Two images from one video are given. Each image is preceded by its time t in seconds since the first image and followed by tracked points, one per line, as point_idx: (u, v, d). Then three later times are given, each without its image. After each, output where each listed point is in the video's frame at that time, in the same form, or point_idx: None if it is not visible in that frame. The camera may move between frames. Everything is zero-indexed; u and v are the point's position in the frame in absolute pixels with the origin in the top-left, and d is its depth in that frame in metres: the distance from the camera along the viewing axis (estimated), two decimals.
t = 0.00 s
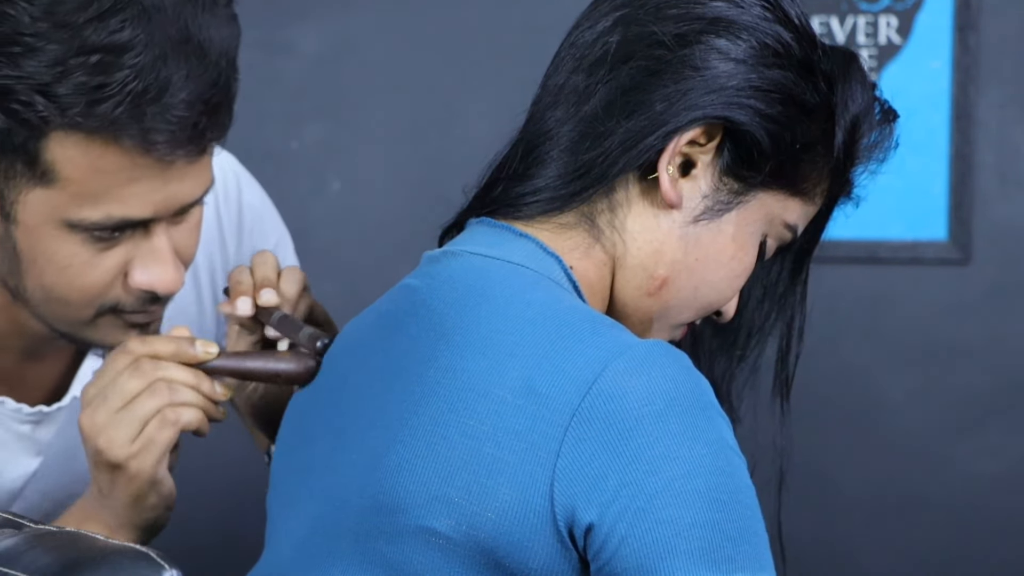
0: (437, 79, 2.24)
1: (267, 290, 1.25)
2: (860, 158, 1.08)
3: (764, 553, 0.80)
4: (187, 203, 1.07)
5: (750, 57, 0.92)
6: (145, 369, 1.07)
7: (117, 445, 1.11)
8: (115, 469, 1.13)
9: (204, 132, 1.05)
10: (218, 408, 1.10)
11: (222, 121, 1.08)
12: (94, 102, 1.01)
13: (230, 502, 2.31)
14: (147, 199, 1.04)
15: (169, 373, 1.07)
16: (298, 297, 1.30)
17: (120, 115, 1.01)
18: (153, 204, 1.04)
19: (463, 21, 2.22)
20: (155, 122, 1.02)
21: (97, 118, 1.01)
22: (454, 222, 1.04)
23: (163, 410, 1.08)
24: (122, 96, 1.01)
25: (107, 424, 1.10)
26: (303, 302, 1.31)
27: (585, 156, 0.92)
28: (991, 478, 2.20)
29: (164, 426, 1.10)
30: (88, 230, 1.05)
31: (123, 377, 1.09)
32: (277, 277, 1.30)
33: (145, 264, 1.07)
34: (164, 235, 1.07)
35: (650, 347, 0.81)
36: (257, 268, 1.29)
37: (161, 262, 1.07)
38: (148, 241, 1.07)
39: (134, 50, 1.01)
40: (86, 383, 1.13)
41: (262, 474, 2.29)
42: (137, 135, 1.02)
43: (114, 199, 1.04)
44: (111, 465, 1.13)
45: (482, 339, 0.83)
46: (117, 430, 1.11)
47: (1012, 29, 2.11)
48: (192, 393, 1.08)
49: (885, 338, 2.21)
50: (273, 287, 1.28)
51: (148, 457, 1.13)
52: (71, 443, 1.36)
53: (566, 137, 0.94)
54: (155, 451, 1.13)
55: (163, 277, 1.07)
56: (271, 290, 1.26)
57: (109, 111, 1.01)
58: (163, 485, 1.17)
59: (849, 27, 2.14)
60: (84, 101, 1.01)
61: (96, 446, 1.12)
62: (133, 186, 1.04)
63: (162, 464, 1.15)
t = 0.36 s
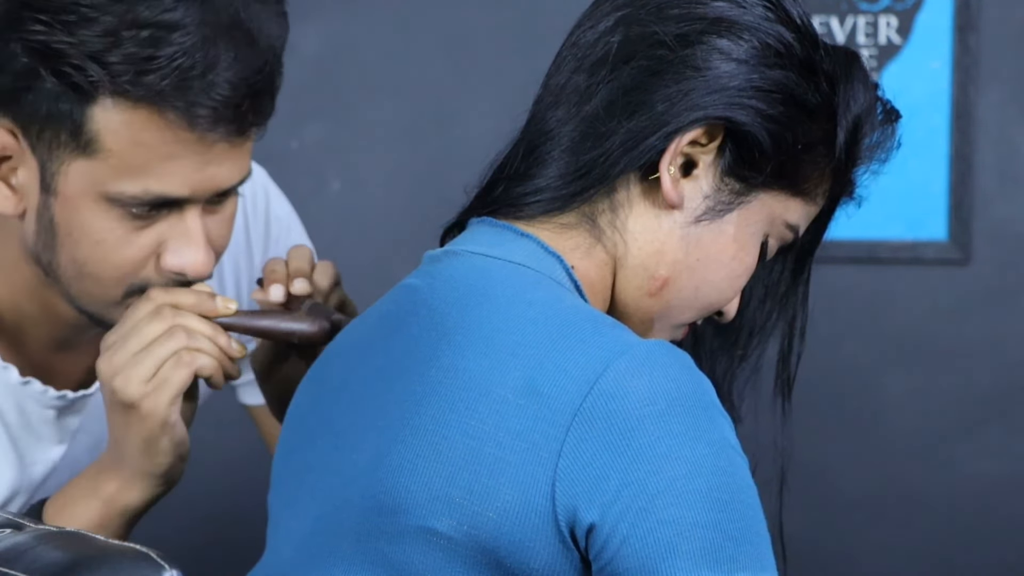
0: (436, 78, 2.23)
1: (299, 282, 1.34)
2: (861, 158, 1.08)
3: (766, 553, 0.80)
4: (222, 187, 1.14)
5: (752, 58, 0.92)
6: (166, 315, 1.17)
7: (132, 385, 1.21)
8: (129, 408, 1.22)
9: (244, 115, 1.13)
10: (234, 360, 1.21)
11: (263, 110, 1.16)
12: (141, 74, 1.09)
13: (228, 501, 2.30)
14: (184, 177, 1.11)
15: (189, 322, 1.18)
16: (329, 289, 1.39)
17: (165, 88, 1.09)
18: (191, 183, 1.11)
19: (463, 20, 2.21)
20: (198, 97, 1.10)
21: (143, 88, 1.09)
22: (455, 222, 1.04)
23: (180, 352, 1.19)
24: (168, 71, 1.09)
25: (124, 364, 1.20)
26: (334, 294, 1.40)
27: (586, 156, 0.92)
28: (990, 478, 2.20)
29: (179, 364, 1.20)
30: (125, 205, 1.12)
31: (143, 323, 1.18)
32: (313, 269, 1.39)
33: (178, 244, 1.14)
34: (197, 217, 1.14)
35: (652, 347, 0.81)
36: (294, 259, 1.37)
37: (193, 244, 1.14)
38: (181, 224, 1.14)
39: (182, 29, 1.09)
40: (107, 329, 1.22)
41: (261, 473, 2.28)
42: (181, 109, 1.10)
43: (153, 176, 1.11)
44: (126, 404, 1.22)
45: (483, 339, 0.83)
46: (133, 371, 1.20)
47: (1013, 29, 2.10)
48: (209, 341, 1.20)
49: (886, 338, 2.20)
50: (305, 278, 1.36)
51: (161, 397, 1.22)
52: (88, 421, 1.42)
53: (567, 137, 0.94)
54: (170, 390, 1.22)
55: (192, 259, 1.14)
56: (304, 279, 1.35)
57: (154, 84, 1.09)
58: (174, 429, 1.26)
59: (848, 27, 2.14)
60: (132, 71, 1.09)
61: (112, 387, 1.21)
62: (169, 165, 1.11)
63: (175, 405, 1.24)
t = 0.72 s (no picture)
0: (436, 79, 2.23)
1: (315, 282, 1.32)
2: (861, 157, 1.08)
3: (766, 554, 0.80)
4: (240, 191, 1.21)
5: (752, 57, 0.92)
6: (184, 310, 1.20)
7: (148, 376, 1.25)
8: (145, 399, 1.26)
9: (264, 120, 1.21)
10: (251, 357, 1.23)
11: (284, 119, 1.24)
12: (167, 69, 1.18)
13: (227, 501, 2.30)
14: (199, 177, 1.18)
15: (206, 318, 1.21)
16: (347, 293, 1.36)
17: (188, 85, 1.17)
18: (207, 183, 1.18)
19: (463, 21, 2.21)
20: (220, 98, 1.18)
21: (167, 84, 1.18)
22: (455, 222, 1.04)
23: (196, 347, 1.22)
24: (192, 70, 1.18)
25: (141, 357, 1.24)
26: (354, 299, 1.37)
27: (586, 156, 0.92)
28: (990, 478, 2.20)
29: (195, 359, 1.23)
30: (142, 201, 1.19)
31: (161, 317, 1.21)
32: (332, 274, 1.37)
33: (192, 244, 1.20)
34: (212, 220, 1.21)
35: (651, 347, 0.81)
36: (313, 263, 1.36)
37: (206, 245, 1.20)
38: (197, 226, 1.20)
39: (209, 30, 1.18)
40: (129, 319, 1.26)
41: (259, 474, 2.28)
42: (204, 106, 1.18)
43: (173, 173, 1.18)
44: (140, 395, 1.26)
45: (483, 339, 0.83)
46: (151, 362, 1.24)
47: (1013, 28, 2.10)
48: (225, 338, 1.22)
49: (886, 338, 2.20)
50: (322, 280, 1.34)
51: (174, 391, 1.26)
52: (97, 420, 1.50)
53: (566, 137, 0.94)
54: (184, 385, 1.25)
55: (205, 259, 1.21)
56: (322, 280, 1.34)
57: (178, 80, 1.17)
58: (190, 424, 1.30)
59: (849, 27, 2.13)
60: (157, 65, 1.18)
61: (129, 378, 1.25)
62: (189, 165, 1.18)
63: (189, 400, 1.27)
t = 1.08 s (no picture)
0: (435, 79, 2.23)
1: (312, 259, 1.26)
2: (860, 157, 1.08)
3: (764, 554, 0.80)
4: (238, 160, 1.17)
5: (751, 57, 0.92)
6: (187, 312, 1.10)
7: (153, 382, 1.14)
8: (150, 406, 1.17)
9: (262, 89, 1.16)
10: (258, 358, 1.12)
11: (281, 86, 1.20)
12: (159, 40, 1.13)
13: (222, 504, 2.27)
14: (198, 148, 1.14)
15: (209, 320, 1.09)
16: (343, 270, 1.30)
17: (182, 54, 1.13)
18: (204, 152, 1.14)
19: (463, 21, 2.21)
20: (216, 66, 1.14)
21: (161, 54, 1.13)
22: (455, 222, 1.04)
23: (200, 352, 1.11)
24: (187, 39, 1.13)
25: (146, 360, 1.14)
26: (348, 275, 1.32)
27: (585, 156, 0.92)
28: (991, 477, 2.20)
29: (200, 366, 1.12)
30: (138, 171, 1.14)
31: (165, 318, 1.11)
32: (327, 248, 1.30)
33: (189, 214, 1.16)
34: (210, 190, 1.16)
35: (651, 348, 0.81)
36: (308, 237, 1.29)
37: (204, 216, 1.16)
38: (194, 197, 1.16)
39: None
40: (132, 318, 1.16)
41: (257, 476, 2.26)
42: (199, 75, 1.13)
43: (169, 144, 1.14)
44: (146, 401, 1.16)
45: (482, 339, 0.83)
46: (155, 368, 1.14)
47: (1013, 28, 2.10)
48: (231, 340, 1.10)
49: (886, 338, 2.20)
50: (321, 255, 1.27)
51: (181, 398, 1.16)
52: (105, 393, 1.44)
53: (566, 137, 0.94)
54: (188, 393, 1.15)
55: (204, 230, 1.16)
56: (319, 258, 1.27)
57: (172, 49, 1.13)
58: (197, 427, 1.20)
59: (849, 27, 2.13)
60: (150, 34, 1.13)
61: (132, 383, 1.15)
62: (185, 135, 1.14)
63: (196, 405, 1.18)
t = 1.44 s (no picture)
0: (435, 81, 2.22)
1: (335, 225, 1.21)
2: (857, 157, 1.08)
3: (763, 554, 0.80)
4: (229, 118, 1.16)
5: (748, 56, 0.92)
6: (202, 296, 1.08)
7: (168, 366, 1.13)
8: (166, 388, 1.16)
9: (251, 46, 1.15)
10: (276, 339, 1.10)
11: (271, 43, 1.19)
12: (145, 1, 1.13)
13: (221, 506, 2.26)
14: (188, 108, 1.14)
15: (225, 302, 1.07)
16: (366, 236, 1.25)
17: (168, 14, 1.12)
18: (197, 114, 1.14)
19: (463, 22, 2.21)
20: (204, 26, 1.13)
21: (146, 16, 1.13)
22: (453, 222, 1.04)
23: (217, 337, 1.09)
24: None
25: (161, 342, 1.12)
26: (371, 242, 1.26)
27: (583, 156, 0.92)
28: (991, 478, 2.20)
29: (217, 352, 1.11)
30: (130, 135, 1.15)
31: (179, 302, 1.10)
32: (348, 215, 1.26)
33: (183, 176, 1.16)
34: (204, 151, 1.16)
35: (649, 347, 0.81)
36: (327, 203, 1.24)
37: (199, 176, 1.16)
38: (188, 157, 1.16)
39: None
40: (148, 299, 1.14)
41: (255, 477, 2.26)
42: (186, 36, 1.13)
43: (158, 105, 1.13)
44: (163, 383, 1.15)
45: (481, 339, 0.84)
46: (170, 349, 1.12)
47: (1012, 29, 2.11)
48: (249, 323, 1.08)
49: (886, 338, 2.20)
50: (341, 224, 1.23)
51: (197, 380, 1.15)
52: (104, 361, 1.41)
53: (563, 137, 0.94)
54: (206, 377, 1.14)
55: (199, 191, 1.16)
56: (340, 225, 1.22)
57: (158, 11, 1.13)
58: (212, 411, 1.20)
59: (848, 27, 2.12)
60: None
61: (148, 365, 1.14)
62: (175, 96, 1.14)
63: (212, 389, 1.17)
